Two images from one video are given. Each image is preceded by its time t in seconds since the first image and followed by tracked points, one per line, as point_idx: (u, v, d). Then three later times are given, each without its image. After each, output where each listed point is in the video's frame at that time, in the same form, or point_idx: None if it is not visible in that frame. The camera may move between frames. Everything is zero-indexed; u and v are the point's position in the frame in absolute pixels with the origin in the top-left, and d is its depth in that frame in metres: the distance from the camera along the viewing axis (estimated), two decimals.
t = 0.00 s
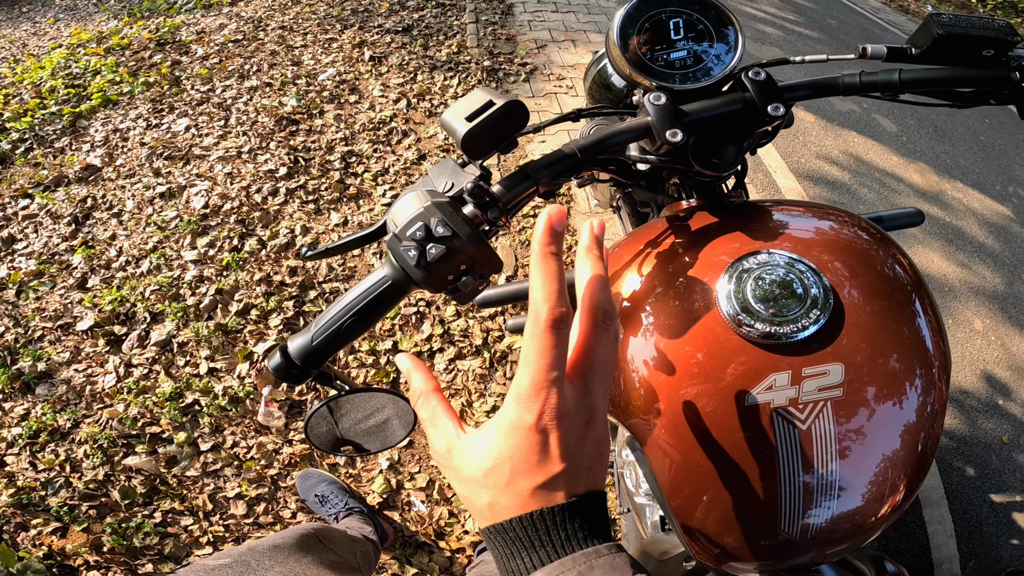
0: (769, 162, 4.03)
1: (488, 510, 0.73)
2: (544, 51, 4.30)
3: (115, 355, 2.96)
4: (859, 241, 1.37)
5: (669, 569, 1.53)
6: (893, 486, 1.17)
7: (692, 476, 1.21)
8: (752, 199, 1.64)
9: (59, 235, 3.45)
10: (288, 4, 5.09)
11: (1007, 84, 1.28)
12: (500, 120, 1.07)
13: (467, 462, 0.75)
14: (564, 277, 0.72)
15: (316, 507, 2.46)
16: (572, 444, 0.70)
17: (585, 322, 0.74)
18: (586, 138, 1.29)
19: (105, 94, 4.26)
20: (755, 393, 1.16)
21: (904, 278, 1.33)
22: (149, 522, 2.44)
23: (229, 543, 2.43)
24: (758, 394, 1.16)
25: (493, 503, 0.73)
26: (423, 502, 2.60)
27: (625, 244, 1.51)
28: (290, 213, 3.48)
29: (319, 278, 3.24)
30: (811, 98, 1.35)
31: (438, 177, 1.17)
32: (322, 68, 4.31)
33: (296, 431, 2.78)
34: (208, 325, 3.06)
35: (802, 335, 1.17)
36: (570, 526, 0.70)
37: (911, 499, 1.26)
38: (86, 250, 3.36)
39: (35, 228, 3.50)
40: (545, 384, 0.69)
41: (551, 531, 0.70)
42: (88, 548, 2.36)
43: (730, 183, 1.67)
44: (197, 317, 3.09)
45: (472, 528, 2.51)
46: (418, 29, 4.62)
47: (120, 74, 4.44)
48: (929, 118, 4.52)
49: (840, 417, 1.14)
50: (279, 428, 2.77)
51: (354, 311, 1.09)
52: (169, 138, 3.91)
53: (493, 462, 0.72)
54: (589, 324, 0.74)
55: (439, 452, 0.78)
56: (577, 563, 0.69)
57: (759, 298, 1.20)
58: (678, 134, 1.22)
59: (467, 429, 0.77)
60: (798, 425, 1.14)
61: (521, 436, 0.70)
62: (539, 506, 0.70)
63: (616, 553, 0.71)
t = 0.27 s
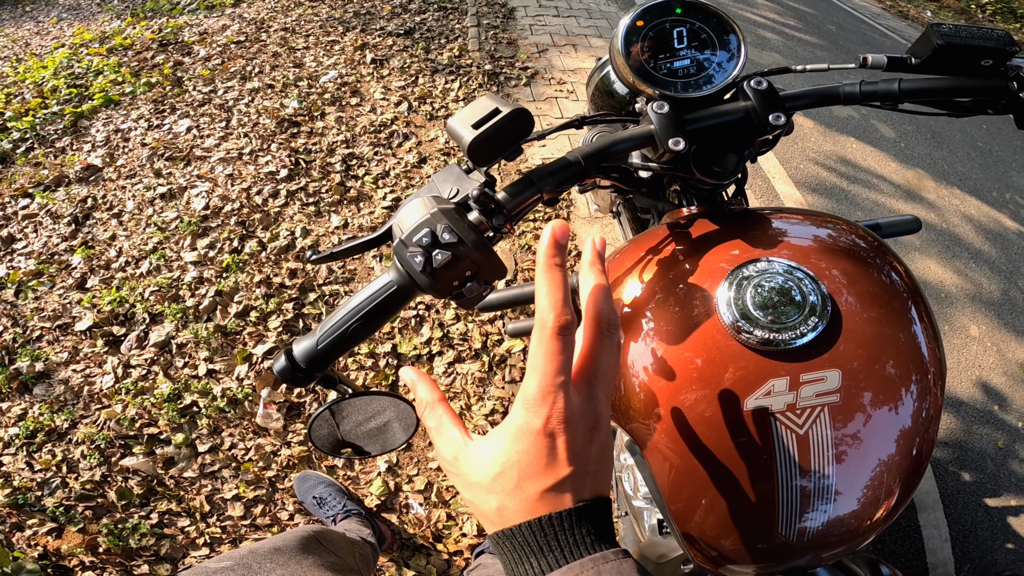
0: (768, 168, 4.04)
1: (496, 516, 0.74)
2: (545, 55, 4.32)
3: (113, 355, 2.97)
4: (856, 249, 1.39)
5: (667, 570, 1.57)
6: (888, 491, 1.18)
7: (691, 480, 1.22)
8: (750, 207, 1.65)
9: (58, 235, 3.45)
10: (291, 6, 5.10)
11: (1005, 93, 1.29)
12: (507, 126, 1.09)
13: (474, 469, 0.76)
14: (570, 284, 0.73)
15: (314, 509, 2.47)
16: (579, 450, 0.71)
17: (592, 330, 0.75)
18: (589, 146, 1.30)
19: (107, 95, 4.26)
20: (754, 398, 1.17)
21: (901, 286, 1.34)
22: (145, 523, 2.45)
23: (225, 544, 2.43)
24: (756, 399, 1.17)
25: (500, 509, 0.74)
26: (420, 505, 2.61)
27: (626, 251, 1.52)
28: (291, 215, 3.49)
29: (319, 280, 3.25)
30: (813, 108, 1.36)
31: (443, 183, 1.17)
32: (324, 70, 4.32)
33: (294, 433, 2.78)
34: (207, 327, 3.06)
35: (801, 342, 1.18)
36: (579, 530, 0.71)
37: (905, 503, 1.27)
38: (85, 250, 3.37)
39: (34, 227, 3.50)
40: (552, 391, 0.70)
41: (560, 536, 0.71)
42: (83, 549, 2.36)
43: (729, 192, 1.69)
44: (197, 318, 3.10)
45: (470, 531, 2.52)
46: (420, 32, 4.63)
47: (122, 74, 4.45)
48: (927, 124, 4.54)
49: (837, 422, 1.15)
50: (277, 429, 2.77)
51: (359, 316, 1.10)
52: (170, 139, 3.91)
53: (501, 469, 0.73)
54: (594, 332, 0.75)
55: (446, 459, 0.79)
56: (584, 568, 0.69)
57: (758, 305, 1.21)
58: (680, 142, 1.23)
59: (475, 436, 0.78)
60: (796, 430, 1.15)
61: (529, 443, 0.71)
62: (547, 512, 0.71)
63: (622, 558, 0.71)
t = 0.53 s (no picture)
0: (766, 173, 4.06)
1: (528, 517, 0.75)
2: (546, 59, 4.34)
3: (112, 356, 2.98)
4: (852, 258, 1.41)
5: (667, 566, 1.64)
6: (881, 493, 1.20)
7: (691, 483, 1.23)
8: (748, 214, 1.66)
9: (58, 234, 3.46)
10: (293, 8, 5.12)
11: (1000, 105, 1.30)
12: (512, 138, 1.07)
13: (505, 471, 0.77)
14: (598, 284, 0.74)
15: (312, 511, 2.48)
16: (611, 450, 0.71)
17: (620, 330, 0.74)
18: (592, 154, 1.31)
19: (109, 94, 4.27)
20: (750, 403, 1.20)
21: (894, 293, 1.37)
22: (143, 523, 2.46)
23: (223, 545, 2.45)
24: (753, 404, 1.19)
25: (532, 510, 0.75)
26: (419, 507, 2.62)
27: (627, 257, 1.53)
28: (291, 217, 3.51)
29: (319, 283, 3.27)
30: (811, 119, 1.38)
31: (449, 191, 1.17)
32: (326, 72, 4.34)
33: (293, 435, 2.80)
34: (206, 328, 3.08)
35: (798, 349, 1.20)
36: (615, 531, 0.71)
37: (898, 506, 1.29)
38: (85, 250, 3.38)
39: (34, 227, 3.51)
40: (584, 391, 0.71)
41: (593, 539, 0.71)
42: (79, 549, 2.36)
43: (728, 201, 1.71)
44: (196, 319, 3.12)
45: (467, 533, 2.53)
46: (421, 35, 4.65)
47: (124, 74, 4.46)
48: (924, 130, 4.57)
49: (832, 426, 1.18)
50: (276, 431, 2.79)
51: (366, 321, 1.10)
52: (171, 140, 3.93)
53: (533, 469, 0.74)
54: (621, 332, 0.74)
55: (475, 462, 0.80)
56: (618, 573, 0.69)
57: (756, 313, 1.23)
58: (682, 153, 1.24)
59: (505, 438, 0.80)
60: (790, 435, 1.18)
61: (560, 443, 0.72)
62: (579, 513, 0.72)
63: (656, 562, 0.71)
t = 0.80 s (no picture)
0: (765, 179, 4.09)
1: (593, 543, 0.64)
2: (547, 63, 4.36)
3: (112, 357, 3.00)
4: (849, 267, 1.43)
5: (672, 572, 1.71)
6: (875, 495, 1.23)
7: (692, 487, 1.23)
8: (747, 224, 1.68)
9: (59, 234, 3.47)
10: (295, 9, 5.13)
11: (998, 121, 1.30)
12: (527, 147, 1.07)
13: (572, 489, 0.65)
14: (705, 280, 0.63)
15: (312, 512, 2.51)
16: (706, 474, 0.60)
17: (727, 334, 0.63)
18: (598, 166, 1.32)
19: (111, 94, 4.28)
20: (750, 410, 1.21)
21: (889, 301, 1.39)
22: (142, 524, 2.48)
23: (222, 546, 2.47)
24: (752, 410, 1.21)
25: (600, 535, 0.63)
26: (418, 508, 2.65)
27: (630, 265, 1.52)
28: (292, 219, 3.53)
29: (320, 285, 3.29)
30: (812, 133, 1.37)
31: (459, 201, 1.15)
32: (327, 74, 4.35)
33: (293, 436, 2.82)
34: (207, 329, 3.10)
35: (796, 357, 1.22)
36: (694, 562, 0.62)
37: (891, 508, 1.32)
38: (85, 250, 3.39)
39: (34, 226, 3.52)
40: (685, 402, 0.60)
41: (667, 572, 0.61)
42: (78, 549, 2.37)
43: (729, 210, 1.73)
44: (197, 321, 3.13)
45: (467, 535, 2.56)
46: (423, 38, 4.66)
47: (126, 74, 4.46)
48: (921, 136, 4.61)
49: (828, 431, 1.20)
50: (276, 432, 2.81)
51: (379, 328, 1.11)
52: (173, 141, 3.94)
53: (608, 489, 0.62)
54: (727, 334, 0.62)
55: (532, 476, 0.68)
56: None
57: (758, 321, 1.24)
58: (686, 166, 1.24)
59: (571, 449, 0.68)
60: (788, 440, 1.20)
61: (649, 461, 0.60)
62: (657, 543, 0.61)
63: None
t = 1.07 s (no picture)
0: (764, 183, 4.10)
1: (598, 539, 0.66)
2: (547, 66, 4.37)
3: (110, 357, 3.01)
4: (848, 274, 1.43)
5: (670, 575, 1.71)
6: (873, 498, 1.24)
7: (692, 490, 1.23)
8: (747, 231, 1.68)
9: (58, 233, 3.48)
10: (297, 9, 5.13)
11: (998, 131, 1.30)
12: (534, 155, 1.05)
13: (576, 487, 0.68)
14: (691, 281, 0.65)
15: (311, 513, 2.52)
16: (704, 468, 0.63)
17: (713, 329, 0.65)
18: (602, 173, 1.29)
19: (111, 93, 4.27)
20: (750, 415, 1.22)
21: (886, 308, 1.40)
22: (139, 525, 2.49)
23: (220, 547, 2.48)
24: (753, 414, 1.22)
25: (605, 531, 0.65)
26: (417, 510, 2.66)
27: (633, 272, 1.51)
28: (292, 219, 3.54)
29: (320, 286, 3.29)
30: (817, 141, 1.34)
31: (466, 207, 1.12)
32: (328, 75, 4.35)
33: (291, 437, 2.82)
34: (206, 330, 3.10)
35: (796, 363, 1.24)
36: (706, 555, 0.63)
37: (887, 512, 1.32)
38: (84, 249, 3.40)
39: (33, 225, 3.53)
40: (678, 401, 0.62)
41: (674, 568, 0.61)
42: (75, 550, 2.38)
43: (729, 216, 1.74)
44: (196, 321, 3.14)
45: (465, 536, 2.57)
46: (424, 39, 4.67)
47: (127, 73, 4.46)
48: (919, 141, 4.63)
49: (826, 436, 1.21)
50: (275, 433, 2.82)
51: (386, 333, 1.10)
52: (173, 140, 3.94)
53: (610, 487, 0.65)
54: (714, 334, 0.64)
55: (535, 477, 0.72)
56: None
57: (757, 328, 1.26)
58: (691, 174, 1.23)
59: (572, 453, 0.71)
60: (788, 444, 1.21)
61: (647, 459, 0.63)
62: (662, 539, 0.62)
63: None
